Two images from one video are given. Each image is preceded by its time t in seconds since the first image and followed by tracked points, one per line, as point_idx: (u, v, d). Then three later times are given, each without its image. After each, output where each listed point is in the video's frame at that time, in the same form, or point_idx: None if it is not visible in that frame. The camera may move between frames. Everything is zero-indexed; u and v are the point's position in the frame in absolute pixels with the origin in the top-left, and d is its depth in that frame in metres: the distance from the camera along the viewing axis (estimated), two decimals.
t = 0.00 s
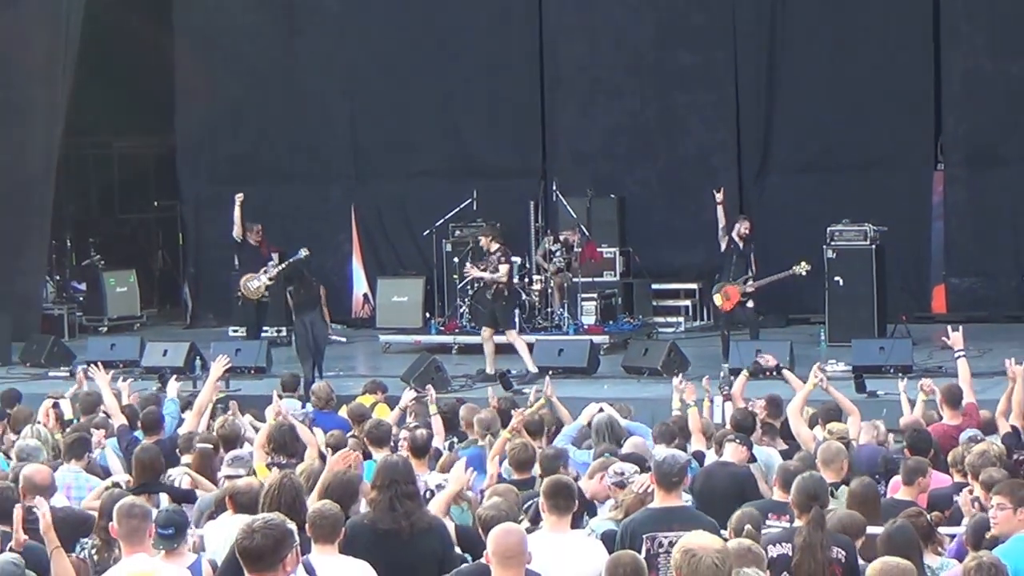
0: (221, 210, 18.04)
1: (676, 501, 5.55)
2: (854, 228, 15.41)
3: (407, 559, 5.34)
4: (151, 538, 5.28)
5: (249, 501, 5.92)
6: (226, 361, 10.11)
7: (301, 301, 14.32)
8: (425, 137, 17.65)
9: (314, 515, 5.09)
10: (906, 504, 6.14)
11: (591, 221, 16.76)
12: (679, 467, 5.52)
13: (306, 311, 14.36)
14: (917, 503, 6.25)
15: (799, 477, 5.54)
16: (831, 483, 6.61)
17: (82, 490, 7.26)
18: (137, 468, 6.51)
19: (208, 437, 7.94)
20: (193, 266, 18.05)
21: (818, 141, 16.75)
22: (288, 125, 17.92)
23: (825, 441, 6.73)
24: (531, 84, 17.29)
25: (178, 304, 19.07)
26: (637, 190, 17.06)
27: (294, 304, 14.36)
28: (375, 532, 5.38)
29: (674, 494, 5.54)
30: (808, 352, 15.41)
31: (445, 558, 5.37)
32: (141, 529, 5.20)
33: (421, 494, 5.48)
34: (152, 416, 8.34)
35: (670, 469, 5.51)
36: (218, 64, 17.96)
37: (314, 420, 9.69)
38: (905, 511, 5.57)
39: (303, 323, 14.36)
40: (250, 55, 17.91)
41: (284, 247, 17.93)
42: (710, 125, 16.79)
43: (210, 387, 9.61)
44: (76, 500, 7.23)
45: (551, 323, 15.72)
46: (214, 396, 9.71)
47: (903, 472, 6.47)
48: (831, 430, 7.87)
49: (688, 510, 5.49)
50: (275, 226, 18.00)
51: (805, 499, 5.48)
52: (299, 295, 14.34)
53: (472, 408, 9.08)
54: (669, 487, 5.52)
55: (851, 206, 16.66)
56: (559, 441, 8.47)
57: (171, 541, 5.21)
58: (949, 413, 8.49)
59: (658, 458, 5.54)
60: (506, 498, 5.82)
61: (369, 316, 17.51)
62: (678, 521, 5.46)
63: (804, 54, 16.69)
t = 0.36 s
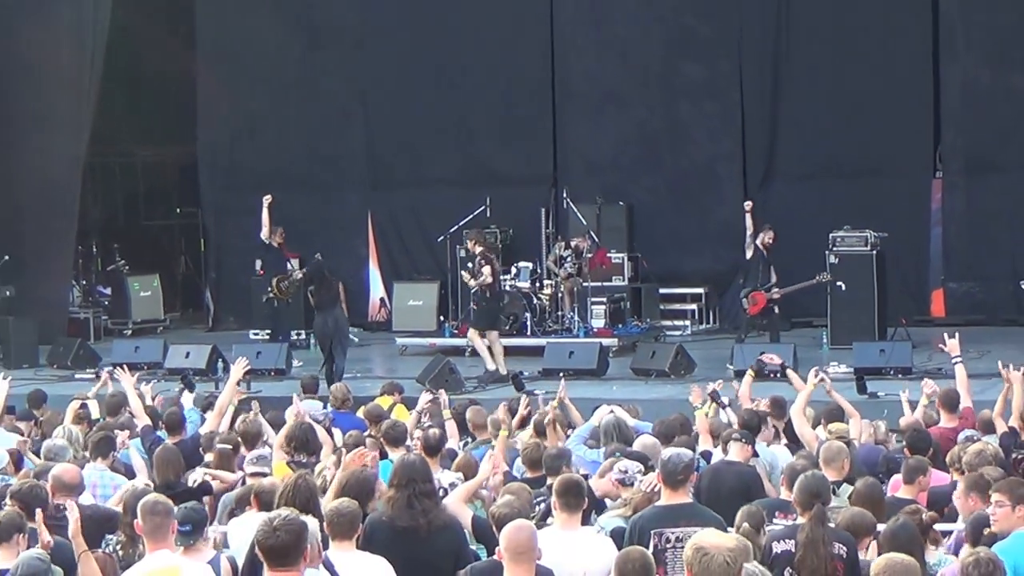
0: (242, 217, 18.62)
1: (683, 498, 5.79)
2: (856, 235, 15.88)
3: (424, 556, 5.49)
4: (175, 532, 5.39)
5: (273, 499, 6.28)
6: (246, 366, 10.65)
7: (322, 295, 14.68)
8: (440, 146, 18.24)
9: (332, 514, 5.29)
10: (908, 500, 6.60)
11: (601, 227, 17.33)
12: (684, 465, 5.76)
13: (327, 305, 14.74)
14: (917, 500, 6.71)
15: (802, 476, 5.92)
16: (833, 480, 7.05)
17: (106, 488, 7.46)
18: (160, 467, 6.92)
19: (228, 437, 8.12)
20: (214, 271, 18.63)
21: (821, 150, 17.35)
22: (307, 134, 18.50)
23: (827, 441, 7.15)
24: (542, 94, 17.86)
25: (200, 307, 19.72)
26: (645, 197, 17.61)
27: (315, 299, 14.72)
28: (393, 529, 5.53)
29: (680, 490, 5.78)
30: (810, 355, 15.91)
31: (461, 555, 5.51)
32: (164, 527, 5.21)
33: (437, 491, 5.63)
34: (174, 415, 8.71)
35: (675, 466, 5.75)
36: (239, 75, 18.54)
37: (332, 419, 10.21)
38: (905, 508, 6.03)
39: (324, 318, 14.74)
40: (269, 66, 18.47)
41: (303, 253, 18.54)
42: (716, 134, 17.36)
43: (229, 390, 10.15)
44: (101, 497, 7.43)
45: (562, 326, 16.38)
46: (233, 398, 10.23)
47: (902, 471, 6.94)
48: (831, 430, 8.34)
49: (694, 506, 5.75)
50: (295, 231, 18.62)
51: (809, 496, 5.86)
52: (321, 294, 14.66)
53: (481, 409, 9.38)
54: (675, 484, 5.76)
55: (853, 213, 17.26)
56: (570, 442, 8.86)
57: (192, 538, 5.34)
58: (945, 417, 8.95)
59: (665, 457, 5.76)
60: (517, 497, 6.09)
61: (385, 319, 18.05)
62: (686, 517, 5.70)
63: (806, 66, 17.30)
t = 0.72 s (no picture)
0: (260, 226, 19.02)
1: (693, 500, 5.93)
2: (864, 243, 16.06)
3: (440, 560, 5.67)
4: (192, 537, 5.79)
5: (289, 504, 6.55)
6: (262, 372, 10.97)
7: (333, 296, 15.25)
8: (455, 157, 18.65)
9: (349, 519, 5.46)
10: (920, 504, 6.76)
11: (614, 237, 17.57)
12: (692, 469, 5.89)
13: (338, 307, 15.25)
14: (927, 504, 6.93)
15: (811, 483, 6.15)
16: (841, 485, 7.25)
17: (126, 493, 7.65)
18: (173, 472, 7.14)
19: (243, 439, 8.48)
20: (233, 280, 18.97)
21: (829, 160, 17.70)
22: (323, 144, 18.84)
23: (833, 446, 7.30)
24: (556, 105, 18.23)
25: (219, 314, 20.22)
26: (656, 207, 17.92)
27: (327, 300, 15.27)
28: (412, 533, 5.70)
29: (689, 494, 5.91)
30: (819, 361, 16.23)
31: (475, 558, 5.70)
32: (184, 528, 5.49)
33: (452, 496, 5.79)
34: (191, 420, 8.89)
35: (683, 471, 5.87)
36: (257, 86, 18.87)
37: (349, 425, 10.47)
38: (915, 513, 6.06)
39: (335, 320, 15.23)
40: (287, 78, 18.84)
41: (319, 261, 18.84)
42: (727, 144, 17.71)
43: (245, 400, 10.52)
44: (120, 502, 7.62)
45: (574, 332, 16.64)
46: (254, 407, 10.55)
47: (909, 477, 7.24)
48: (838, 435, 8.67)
49: (703, 509, 5.90)
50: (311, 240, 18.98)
51: (819, 501, 6.07)
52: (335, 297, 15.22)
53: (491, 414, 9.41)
54: (682, 488, 5.88)
55: (860, 222, 17.59)
56: (583, 449, 9.04)
57: (205, 542, 5.74)
58: (955, 424, 9.19)
59: (672, 463, 5.89)
60: (530, 501, 6.14)
61: (400, 327, 18.33)
62: (695, 519, 5.86)
63: (815, 78, 17.67)
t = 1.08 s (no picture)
0: (277, 235, 19.19)
1: (703, 507, 5.96)
2: (877, 252, 16.03)
3: (455, 567, 5.84)
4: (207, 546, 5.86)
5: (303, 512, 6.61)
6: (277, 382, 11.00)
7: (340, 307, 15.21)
8: (469, 167, 18.76)
9: (366, 528, 5.62)
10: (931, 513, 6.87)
11: (627, 247, 17.66)
12: (706, 478, 5.97)
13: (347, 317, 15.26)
14: (940, 513, 7.00)
15: (825, 492, 6.21)
16: (855, 495, 7.23)
17: (140, 501, 7.64)
18: (190, 481, 7.19)
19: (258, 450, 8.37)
20: (248, 289, 19.19)
21: (841, 171, 17.82)
22: (339, 153, 18.99)
23: (847, 454, 7.31)
24: (570, 115, 18.35)
25: (233, 323, 20.35)
26: (670, 217, 18.11)
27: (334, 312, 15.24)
28: (427, 541, 5.86)
29: (702, 503, 5.98)
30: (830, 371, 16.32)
31: (489, 565, 5.88)
32: (199, 537, 5.64)
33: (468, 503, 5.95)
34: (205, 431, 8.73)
35: (696, 479, 5.96)
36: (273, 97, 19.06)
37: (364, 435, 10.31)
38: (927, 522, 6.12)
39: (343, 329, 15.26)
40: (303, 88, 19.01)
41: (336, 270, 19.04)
42: (740, 154, 17.89)
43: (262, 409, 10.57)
44: (134, 511, 7.61)
45: (587, 342, 16.73)
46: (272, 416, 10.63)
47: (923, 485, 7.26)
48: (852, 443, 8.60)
49: (714, 516, 5.92)
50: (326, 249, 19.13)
51: (833, 510, 6.14)
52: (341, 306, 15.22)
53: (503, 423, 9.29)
54: (695, 497, 5.96)
55: (872, 232, 17.71)
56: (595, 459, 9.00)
57: (219, 551, 5.81)
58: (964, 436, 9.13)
59: (685, 473, 5.98)
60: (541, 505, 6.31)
61: (414, 336, 18.61)
62: (706, 526, 5.88)
63: (828, 87, 17.79)
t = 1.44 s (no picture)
0: (284, 243, 19.25)
1: (704, 514, 5.92)
2: (886, 258, 15.93)
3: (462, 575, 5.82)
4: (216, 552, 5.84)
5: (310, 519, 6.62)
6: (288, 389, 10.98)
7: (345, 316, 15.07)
8: (479, 173, 18.87)
9: (375, 536, 5.60)
10: (941, 519, 6.84)
11: (636, 253, 17.92)
12: (707, 482, 5.89)
13: (351, 326, 15.11)
14: (949, 520, 6.96)
15: (834, 498, 6.21)
16: (863, 500, 7.24)
17: (148, 508, 7.61)
18: (204, 486, 7.20)
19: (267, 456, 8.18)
20: (256, 295, 19.32)
21: (850, 177, 17.88)
22: (349, 160, 19.07)
23: (856, 460, 7.31)
24: (579, 121, 18.43)
25: (242, 330, 20.49)
26: (679, 223, 18.13)
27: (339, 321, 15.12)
28: (434, 548, 5.85)
29: (705, 508, 5.92)
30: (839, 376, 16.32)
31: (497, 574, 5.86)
32: (207, 544, 5.67)
33: (475, 510, 5.94)
34: (210, 437, 8.66)
35: (698, 483, 5.89)
36: (282, 104, 19.15)
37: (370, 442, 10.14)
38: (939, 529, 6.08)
39: (349, 338, 15.12)
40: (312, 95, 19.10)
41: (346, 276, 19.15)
42: (748, 160, 17.94)
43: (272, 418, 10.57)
44: (143, 517, 7.58)
45: (596, 349, 16.57)
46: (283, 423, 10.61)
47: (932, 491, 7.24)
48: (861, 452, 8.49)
49: (714, 522, 5.90)
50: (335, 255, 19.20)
51: (842, 517, 6.13)
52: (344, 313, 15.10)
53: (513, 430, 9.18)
54: (697, 503, 5.90)
55: (880, 237, 17.77)
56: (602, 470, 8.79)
57: (228, 558, 5.79)
58: (968, 445, 8.99)
59: (686, 479, 5.91)
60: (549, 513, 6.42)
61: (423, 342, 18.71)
62: (706, 532, 5.86)
63: (836, 94, 17.86)
